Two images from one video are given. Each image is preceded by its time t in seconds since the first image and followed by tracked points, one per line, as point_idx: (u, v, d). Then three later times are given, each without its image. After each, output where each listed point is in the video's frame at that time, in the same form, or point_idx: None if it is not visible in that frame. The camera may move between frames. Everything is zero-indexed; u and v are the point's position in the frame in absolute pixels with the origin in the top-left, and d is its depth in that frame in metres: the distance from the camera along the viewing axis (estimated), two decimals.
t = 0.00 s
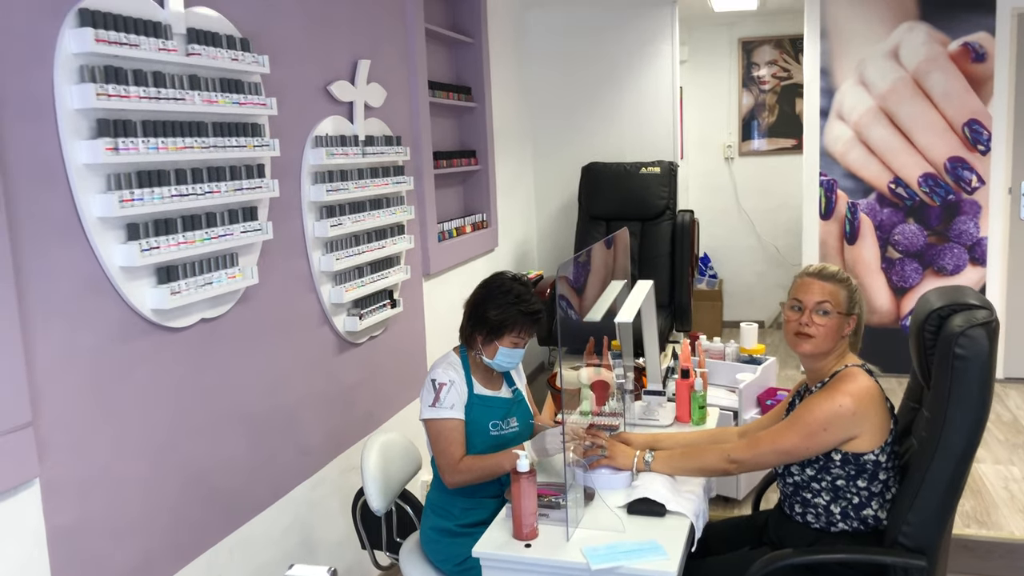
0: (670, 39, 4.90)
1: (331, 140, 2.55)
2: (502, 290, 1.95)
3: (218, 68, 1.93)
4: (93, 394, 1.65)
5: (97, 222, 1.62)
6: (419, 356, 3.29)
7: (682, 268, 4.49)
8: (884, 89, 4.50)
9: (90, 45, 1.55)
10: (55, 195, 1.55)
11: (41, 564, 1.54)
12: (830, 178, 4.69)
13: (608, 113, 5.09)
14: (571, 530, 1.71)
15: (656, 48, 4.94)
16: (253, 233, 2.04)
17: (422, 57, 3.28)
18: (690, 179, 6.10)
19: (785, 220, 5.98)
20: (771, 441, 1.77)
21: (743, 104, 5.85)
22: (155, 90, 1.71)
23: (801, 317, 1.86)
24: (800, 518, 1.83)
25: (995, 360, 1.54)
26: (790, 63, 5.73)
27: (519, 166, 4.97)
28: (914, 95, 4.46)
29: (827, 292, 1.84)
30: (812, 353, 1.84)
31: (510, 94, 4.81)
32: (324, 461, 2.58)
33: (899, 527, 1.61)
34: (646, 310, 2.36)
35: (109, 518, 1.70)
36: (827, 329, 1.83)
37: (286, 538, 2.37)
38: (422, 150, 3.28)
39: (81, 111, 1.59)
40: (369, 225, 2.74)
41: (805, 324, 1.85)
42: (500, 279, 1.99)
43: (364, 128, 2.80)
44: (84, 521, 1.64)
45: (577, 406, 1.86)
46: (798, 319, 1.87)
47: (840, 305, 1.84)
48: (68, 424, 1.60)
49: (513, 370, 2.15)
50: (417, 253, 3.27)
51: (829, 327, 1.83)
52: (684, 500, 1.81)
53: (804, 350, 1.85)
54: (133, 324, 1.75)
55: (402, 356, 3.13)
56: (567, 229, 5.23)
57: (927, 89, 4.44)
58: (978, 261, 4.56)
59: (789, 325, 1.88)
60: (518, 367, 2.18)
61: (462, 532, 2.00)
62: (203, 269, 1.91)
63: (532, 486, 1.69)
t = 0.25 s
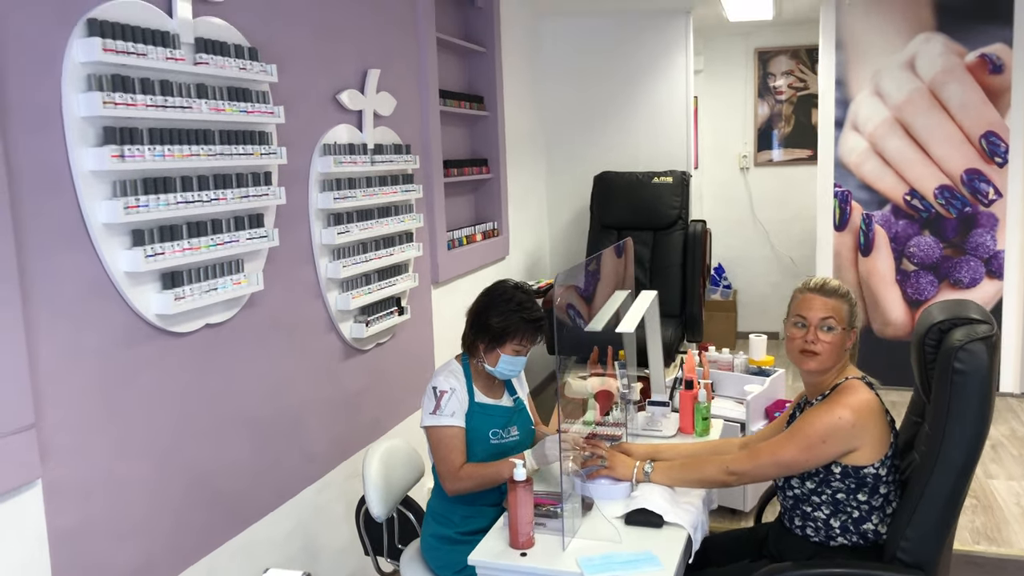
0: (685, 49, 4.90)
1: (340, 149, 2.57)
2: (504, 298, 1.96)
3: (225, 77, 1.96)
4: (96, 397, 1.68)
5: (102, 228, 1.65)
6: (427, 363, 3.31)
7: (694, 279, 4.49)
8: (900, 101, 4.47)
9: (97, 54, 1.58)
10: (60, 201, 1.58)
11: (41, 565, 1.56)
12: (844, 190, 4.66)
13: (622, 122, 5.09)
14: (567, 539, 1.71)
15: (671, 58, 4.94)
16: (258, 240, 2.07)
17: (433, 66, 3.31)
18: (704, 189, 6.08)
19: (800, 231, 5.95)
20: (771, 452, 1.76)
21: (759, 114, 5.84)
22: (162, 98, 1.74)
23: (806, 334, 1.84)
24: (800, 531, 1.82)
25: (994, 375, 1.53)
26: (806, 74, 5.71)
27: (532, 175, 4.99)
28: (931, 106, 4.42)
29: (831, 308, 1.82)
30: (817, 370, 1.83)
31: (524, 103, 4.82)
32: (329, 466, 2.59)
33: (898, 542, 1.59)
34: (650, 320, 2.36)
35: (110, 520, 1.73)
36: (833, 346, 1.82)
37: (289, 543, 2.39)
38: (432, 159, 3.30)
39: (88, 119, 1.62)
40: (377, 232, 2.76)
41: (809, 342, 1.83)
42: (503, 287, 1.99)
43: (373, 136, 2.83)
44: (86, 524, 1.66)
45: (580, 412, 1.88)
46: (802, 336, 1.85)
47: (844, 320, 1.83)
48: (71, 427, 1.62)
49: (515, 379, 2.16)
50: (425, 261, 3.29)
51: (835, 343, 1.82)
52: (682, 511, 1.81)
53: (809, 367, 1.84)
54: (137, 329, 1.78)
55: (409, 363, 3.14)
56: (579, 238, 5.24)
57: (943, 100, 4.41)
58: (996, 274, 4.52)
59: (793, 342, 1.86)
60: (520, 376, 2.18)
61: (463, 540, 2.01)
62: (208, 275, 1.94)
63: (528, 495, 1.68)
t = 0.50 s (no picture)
0: (704, 54, 4.90)
1: (351, 151, 2.60)
2: (508, 299, 1.97)
3: (237, 78, 2.00)
4: (103, 391, 1.71)
5: (112, 225, 1.69)
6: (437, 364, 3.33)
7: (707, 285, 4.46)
8: (920, 108, 4.44)
9: (109, 55, 1.62)
10: (71, 198, 1.62)
11: (46, 555, 1.60)
12: (862, 197, 4.63)
13: (639, 126, 5.09)
14: (564, 540, 1.72)
15: (689, 63, 4.93)
16: (268, 239, 2.10)
17: (448, 69, 3.33)
18: (723, 195, 6.05)
19: (819, 238, 5.91)
20: (771, 459, 1.75)
21: (779, 120, 5.80)
22: (173, 99, 1.78)
23: (809, 344, 1.84)
24: (799, 538, 1.82)
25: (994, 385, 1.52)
26: (827, 81, 5.68)
27: (549, 178, 5.01)
28: (951, 113, 4.38)
29: (833, 317, 1.82)
30: (819, 379, 1.83)
31: (541, 107, 4.84)
32: (336, 465, 2.62)
33: (895, 550, 1.58)
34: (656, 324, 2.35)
35: (115, 513, 1.76)
36: (835, 355, 1.82)
37: (295, 540, 2.42)
38: (446, 161, 3.32)
39: (100, 119, 1.66)
40: (388, 233, 2.79)
41: (812, 351, 1.83)
42: (507, 288, 2.01)
43: (386, 138, 2.85)
44: (92, 515, 1.70)
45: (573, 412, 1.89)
46: (805, 346, 1.84)
47: (845, 329, 1.82)
48: (77, 420, 1.65)
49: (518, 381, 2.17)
50: (437, 263, 3.32)
51: (837, 352, 1.81)
52: (681, 514, 1.81)
53: (811, 376, 1.84)
54: (145, 325, 1.81)
55: (419, 364, 3.17)
56: (595, 242, 5.24)
57: (964, 107, 4.36)
58: (1015, 284, 4.44)
59: (795, 351, 1.86)
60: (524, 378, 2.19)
61: (463, 539, 2.02)
62: (217, 274, 1.97)
63: (526, 496, 1.69)
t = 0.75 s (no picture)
0: (719, 62, 4.89)
1: (363, 154, 2.63)
2: (511, 300, 1.98)
3: (249, 81, 2.04)
4: (112, 385, 1.75)
5: (124, 223, 1.73)
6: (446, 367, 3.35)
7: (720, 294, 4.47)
8: (938, 119, 4.41)
9: (123, 57, 1.67)
10: (84, 196, 1.66)
11: (53, 544, 1.63)
12: (878, 208, 4.60)
13: (654, 134, 5.10)
14: (562, 542, 1.73)
15: (705, 71, 4.94)
16: (278, 239, 2.13)
17: (462, 75, 3.36)
18: (739, 204, 6.00)
19: (836, 249, 5.86)
20: (769, 466, 1.75)
21: (796, 130, 5.72)
22: (185, 100, 1.82)
23: (794, 349, 1.85)
24: (798, 545, 1.83)
25: (993, 395, 1.51)
26: (845, 91, 5.60)
27: (562, 184, 5.02)
28: (969, 124, 4.35)
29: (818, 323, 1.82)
30: (807, 385, 1.84)
31: (555, 114, 4.84)
32: (343, 464, 2.65)
33: (892, 557, 1.58)
34: (660, 329, 2.36)
35: (121, 505, 1.79)
36: (821, 361, 1.81)
37: (301, 537, 2.44)
38: (458, 166, 3.35)
39: (113, 119, 1.70)
40: (399, 236, 2.81)
41: (797, 356, 1.84)
42: (510, 290, 2.01)
43: (398, 143, 2.88)
44: (98, 506, 1.73)
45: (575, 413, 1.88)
46: (791, 351, 1.85)
47: (833, 336, 1.81)
48: (84, 413, 1.69)
49: (521, 383, 2.18)
50: (448, 266, 3.34)
51: (823, 359, 1.81)
52: (679, 519, 1.81)
53: (799, 382, 1.84)
54: (154, 321, 1.85)
55: (428, 366, 3.19)
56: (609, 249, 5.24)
57: (982, 118, 4.33)
58: None
59: (783, 357, 1.87)
60: (527, 380, 2.21)
61: (463, 540, 2.03)
62: (227, 272, 2.01)
63: (524, 497, 1.70)
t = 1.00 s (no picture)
0: (731, 63, 4.88)
1: (370, 152, 2.65)
2: (512, 297, 1.98)
3: (255, 79, 2.06)
4: (115, 378, 1.78)
5: (128, 218, 1.76)
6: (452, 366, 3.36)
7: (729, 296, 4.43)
8: (952, 120, 4.37)
9: (128, 55, 1.70)
10: (88, 192, 1.69)
11: (56, 533, 1.66)
12: (891, 210, 4.56)
13: (665, 134, 5.09)
14: (558, 539, 1.73)
15: (717, 72, 4.92)
16: (282, 237, 2.15)
17: (470, 74, 3.37)
18: (752, 207, 5.93)
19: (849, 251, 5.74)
20: (767, 467, 1.74)
21: (810, 132, 5.64)
22: (190, 98, 1.85)
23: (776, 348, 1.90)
24: (796, 545, 1.82)
25: (990, 396, 1.51)
26: (860, 92, 5.50)
27: (573, 185, 5.01)
28: (983, 126, 4.32)
29: (790, 325, 1.84)
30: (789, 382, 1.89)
31: (566, 114, 4.83)
32: (347, 460, 2.66)
33: (888, 558, 1.57)
34: (663, 328, 2.36)
35: (124, 496, 1.82)
36: (791, 360, 1.84)
37: (304, 532, 2.46)
38: (466, 165, 3.36)
39: (118, 116, 1.73)
40: (405, 235, 2.82)
41: (774, 355, 1.89)
42: (512, 288, 2.02)
43: (405, 141, 2.90)
44: (101, 496, 1.76)
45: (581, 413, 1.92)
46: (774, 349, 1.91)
47: (802, 339, 1.82)
48: (88, 405, 1.72)
49: (523, 381, 2.19)
50: (455, 265, 3.35)
51: (792, 359, 1.84)
52: (676, 518, 1.81)
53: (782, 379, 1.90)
54: (158, 316, 1.88)
55: (434, 365, 3.20)
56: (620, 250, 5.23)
57: (996, 120, 4.29)
58: None
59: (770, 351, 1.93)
60: (528, 378, 2.21)
61: (462, 536, 2.04)
62: (231, 268, 2.03)
63: (521, 494, 1.70)
